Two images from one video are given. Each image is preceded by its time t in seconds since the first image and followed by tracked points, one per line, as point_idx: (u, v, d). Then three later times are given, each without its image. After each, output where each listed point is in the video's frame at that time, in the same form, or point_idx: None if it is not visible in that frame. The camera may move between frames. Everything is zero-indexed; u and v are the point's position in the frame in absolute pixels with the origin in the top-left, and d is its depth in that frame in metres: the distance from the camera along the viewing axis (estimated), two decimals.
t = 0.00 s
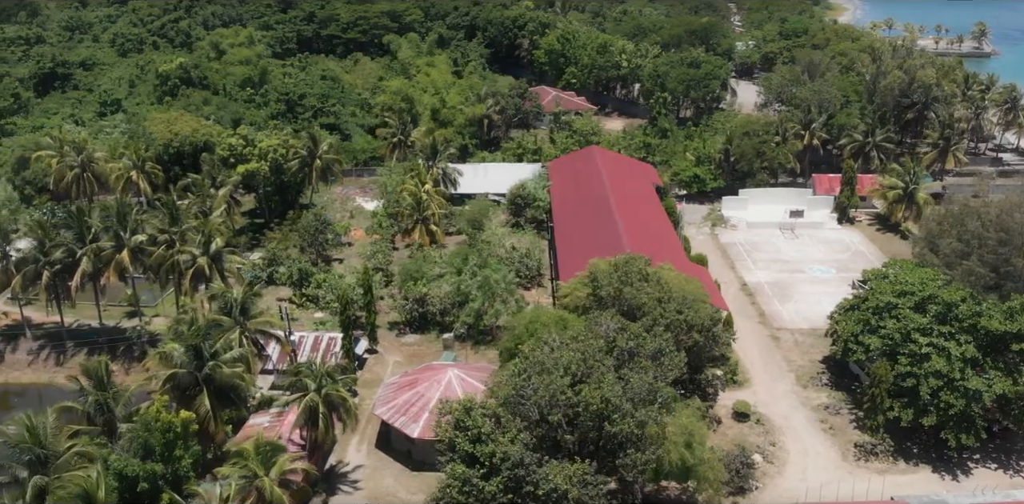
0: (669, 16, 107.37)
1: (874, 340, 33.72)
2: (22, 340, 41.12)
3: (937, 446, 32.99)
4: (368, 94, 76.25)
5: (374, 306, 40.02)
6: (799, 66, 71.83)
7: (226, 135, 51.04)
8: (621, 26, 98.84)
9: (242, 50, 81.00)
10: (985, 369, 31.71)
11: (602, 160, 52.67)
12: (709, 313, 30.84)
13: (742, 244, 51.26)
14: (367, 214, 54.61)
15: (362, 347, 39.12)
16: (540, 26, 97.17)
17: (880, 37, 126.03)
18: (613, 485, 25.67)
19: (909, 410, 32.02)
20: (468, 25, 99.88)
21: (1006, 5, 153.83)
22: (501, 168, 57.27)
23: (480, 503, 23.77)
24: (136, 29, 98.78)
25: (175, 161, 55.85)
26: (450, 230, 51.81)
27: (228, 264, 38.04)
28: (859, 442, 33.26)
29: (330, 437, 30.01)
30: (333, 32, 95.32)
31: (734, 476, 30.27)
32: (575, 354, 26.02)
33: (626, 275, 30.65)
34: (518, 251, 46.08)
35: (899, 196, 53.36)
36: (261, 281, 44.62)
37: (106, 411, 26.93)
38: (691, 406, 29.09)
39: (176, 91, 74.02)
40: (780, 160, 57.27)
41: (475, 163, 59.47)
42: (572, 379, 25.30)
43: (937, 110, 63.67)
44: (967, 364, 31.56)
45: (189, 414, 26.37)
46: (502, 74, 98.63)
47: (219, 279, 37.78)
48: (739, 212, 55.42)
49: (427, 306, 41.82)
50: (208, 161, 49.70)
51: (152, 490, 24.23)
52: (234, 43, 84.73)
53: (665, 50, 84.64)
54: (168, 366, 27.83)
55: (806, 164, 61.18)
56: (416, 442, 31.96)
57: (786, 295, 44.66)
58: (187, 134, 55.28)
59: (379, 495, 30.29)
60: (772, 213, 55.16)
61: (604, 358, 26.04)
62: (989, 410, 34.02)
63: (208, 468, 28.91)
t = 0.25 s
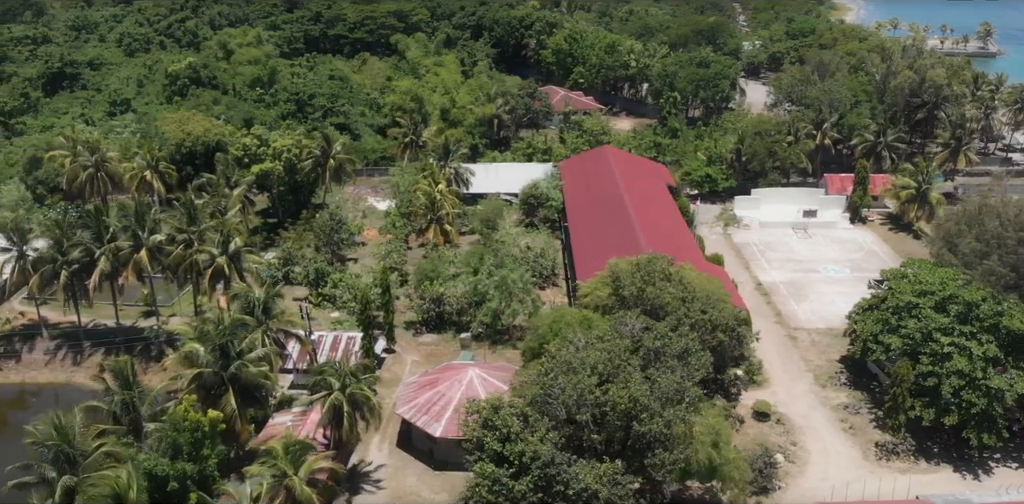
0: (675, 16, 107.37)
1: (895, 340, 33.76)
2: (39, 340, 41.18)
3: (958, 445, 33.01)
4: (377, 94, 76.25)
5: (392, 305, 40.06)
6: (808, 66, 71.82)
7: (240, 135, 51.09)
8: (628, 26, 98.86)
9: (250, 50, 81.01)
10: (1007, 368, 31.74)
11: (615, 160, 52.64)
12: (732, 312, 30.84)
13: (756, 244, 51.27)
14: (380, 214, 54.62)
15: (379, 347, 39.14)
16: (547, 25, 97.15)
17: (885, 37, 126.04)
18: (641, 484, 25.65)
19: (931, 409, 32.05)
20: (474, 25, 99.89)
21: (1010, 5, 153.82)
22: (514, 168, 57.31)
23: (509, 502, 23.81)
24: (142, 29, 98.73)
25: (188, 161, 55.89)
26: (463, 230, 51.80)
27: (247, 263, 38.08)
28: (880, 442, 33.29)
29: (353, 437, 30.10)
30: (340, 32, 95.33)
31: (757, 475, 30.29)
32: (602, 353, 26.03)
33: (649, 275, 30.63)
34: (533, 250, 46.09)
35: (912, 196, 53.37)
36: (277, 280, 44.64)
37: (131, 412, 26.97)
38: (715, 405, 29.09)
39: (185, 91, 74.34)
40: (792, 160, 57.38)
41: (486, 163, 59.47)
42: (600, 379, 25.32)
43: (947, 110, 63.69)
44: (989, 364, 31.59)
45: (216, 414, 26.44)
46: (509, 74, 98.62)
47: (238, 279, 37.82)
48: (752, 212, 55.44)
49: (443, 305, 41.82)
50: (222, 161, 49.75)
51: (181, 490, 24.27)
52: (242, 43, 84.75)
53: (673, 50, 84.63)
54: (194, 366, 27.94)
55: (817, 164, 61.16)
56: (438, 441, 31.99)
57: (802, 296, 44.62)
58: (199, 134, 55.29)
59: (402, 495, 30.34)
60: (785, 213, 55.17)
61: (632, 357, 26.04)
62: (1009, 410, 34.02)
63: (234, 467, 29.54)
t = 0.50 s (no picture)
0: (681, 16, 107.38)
1: (916, 339, 33.80)
2: (57, 340, 41.26)
3: (978, 445, 33.03)
4: (386, 94, 76.25)
5: (409, 304, 40.09)
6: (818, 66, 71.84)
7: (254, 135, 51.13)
8: (634, 26, 98.91)
9: (258, 50, 81.01)
10: None
11: (628, 160, 52.63)
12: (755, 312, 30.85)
13: (770, 243, 51.30)
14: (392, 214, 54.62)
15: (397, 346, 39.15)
16: (554, 25, 97.13)
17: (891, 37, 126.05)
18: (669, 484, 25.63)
19: (952, 408, 32.09)
20: (480, 25, 99.89)
21: (1014, 5, 153.88)
22: (526, 168, 57.34)
23: (538, 501, 23.84)
24: (149, 29, 98.70)
25: (200, 161, 55.93)
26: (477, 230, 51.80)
27: (266, 263, 38.17)
28: (900, 441, 33.33)
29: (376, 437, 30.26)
30: (347, 32, 95.36)
31: (779, 475, 30.31)
32: (630, 353, 26.04)
33: (672, 275, 30.65)
34: (548, 250, 46.11)
35: (924, 196, 53.37)
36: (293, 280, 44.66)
37: (158, 411, 26.91)
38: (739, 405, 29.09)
39: (195, 90, 74.62)
40: (803, 160, 57.45)
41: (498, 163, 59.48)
42: (628, 378, 25.31)
43: (958, 110, 63.70)
44: (1011, 364, 31.62)
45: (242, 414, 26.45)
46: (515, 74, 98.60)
47: (257, 279, 37.87)
48: (764, 212, 55.50)
49: (460, 305, 41.80)
50: (236, 161, 49.84)
51: (210, 489, 24.29)
52: (251, 43, 84.80)
53: (681, 50, 84.62)
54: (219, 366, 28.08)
55: (829, 163, 61.17)
56: (460, 441, 32.06)
57: (818, 296, 44.65)
58: (211, 134, 55.35)
59: (425, 494, 30.36)
60: (797, 213, 55.21)
61: (659, 357, 26.05)
62: None
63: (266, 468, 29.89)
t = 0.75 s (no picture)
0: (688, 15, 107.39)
1: (936, 338, 33.89)
2: (74, 339, 41.31)
3: (999, 444, 33.08)
4: (395, 93, 76.26)
5: (427, 304, 40.11)
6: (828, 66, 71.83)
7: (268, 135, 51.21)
8: (641, 26, 98.91)
9: (267, 50, 81.09)
10: None
11: (641, 160, 52.62)
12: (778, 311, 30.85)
13: (783, 243, 51.40)
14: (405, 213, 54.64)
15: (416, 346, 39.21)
16: (562, 25, 97.13)
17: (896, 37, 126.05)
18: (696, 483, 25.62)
19: (973, 408, 32.17)
20: (487, 25, 99.91)
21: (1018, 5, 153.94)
22: (538, 167, 57.36)
23: (568, 501, 23.88)
24: (156, 29, 98.73)
25: (213, 160, 55.98)
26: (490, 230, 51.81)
27: (284, 263, 38.27)
28: (920, 440, 33.40)
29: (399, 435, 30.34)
30: (354, 32, 95.42)
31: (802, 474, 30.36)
32: (656, 352, 26.06)
33: (695, 274, 30.64)
34: (563, 250, 46.11)
35: (938, 196, 53.35)
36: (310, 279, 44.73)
37: (185, 411, 26.83)
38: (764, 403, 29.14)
39: (205, 90, 73.89)
40: (816, 160, 57.51)
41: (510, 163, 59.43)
42: (655, 378, 25.36)
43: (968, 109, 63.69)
44: None
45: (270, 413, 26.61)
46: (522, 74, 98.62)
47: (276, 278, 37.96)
48: (777, 212, 55.62)
49: (477, 304, 41.84)
50: (251, 161, 49.93)
51: (238, 489, 24.30)
52: (259, 43, 84.90)
53: (689, 50, 84.60)
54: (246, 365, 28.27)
55: (840, 163, 61.20)
56: (482, 440, 32.11)
57: (834, 295, 44.70)
58: (224, 134, 55.43)
59: (449, 493, 30.40)
60: (810, 213, 55.35)
61: (685, 357, 26.09)
62: None
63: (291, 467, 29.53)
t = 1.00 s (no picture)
0: (694, 15, 107.35)
1: (957, 338, 33.96)
2: (91, 339, 41.34)
3: (1019, 443, 33.13)
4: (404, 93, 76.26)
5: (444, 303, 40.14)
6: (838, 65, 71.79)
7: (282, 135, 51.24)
8: (648, 26, 98.90)
9: (276, 50, 81.18)
10: None
11: (654, 161, 52.58)
12: (801, 310, 30.86)
13: (797, 243, 51.48)
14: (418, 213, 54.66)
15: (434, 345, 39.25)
16: (568, 25, 97.14)
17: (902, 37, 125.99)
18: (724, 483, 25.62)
19: (994, 407, 32.22)
20: (494, 25, 99.87)
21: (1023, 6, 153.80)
22: (550, 167, 57.39)
23: (598, 500, 23.93)
24: (163, 29, 98.73)
25: (225, 160, 56.02)
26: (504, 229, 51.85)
27: (303, 262, 38.36)
28: (941, 440, 33.43)
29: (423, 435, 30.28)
30: (361, 32, 95.41)
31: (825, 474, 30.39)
32: (683, 351, 26.07)
33: (718, 274, 30.66)
34: (578, 250, 46.15)
35: (950, 196, 53.36)
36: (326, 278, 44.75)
37: (212, 411, 26.91)
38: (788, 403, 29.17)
39: (213, 91, 75.41)
40: (827, 159, 57.54)
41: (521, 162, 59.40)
42: (683, 377, 25.37)
43: (979, 109, 63.68)
44: None
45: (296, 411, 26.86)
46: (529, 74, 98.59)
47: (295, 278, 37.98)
48: (789, 211, 55.69)
49: (493, 304, 41.86)
50: (265, 161, 50.10)
51: (267, 488, 24.35)
52: (267, 42, 84.97)
53: (697, 50, 84.63)
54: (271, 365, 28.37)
55: (851, 163, 61.22)
56: (504, 439, 32.13)
57: (849, 295, 44.74)
58: (236, 134, 55.50)
59: (472, 492, 30.43)
60: (823, 213, 55.44)
61: (712, 356, 26.10)
62: None
63: (314, 467, 29.26)
